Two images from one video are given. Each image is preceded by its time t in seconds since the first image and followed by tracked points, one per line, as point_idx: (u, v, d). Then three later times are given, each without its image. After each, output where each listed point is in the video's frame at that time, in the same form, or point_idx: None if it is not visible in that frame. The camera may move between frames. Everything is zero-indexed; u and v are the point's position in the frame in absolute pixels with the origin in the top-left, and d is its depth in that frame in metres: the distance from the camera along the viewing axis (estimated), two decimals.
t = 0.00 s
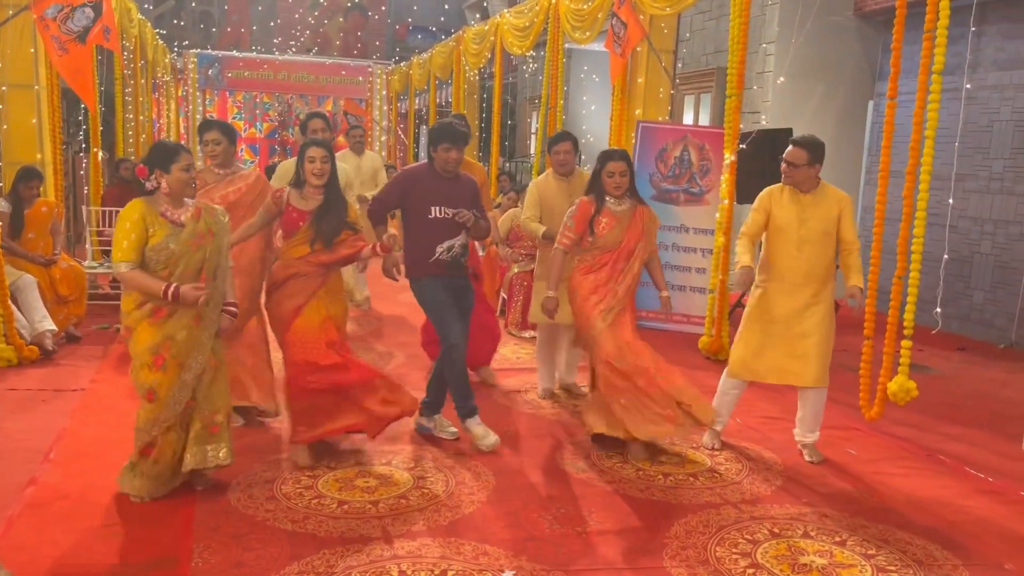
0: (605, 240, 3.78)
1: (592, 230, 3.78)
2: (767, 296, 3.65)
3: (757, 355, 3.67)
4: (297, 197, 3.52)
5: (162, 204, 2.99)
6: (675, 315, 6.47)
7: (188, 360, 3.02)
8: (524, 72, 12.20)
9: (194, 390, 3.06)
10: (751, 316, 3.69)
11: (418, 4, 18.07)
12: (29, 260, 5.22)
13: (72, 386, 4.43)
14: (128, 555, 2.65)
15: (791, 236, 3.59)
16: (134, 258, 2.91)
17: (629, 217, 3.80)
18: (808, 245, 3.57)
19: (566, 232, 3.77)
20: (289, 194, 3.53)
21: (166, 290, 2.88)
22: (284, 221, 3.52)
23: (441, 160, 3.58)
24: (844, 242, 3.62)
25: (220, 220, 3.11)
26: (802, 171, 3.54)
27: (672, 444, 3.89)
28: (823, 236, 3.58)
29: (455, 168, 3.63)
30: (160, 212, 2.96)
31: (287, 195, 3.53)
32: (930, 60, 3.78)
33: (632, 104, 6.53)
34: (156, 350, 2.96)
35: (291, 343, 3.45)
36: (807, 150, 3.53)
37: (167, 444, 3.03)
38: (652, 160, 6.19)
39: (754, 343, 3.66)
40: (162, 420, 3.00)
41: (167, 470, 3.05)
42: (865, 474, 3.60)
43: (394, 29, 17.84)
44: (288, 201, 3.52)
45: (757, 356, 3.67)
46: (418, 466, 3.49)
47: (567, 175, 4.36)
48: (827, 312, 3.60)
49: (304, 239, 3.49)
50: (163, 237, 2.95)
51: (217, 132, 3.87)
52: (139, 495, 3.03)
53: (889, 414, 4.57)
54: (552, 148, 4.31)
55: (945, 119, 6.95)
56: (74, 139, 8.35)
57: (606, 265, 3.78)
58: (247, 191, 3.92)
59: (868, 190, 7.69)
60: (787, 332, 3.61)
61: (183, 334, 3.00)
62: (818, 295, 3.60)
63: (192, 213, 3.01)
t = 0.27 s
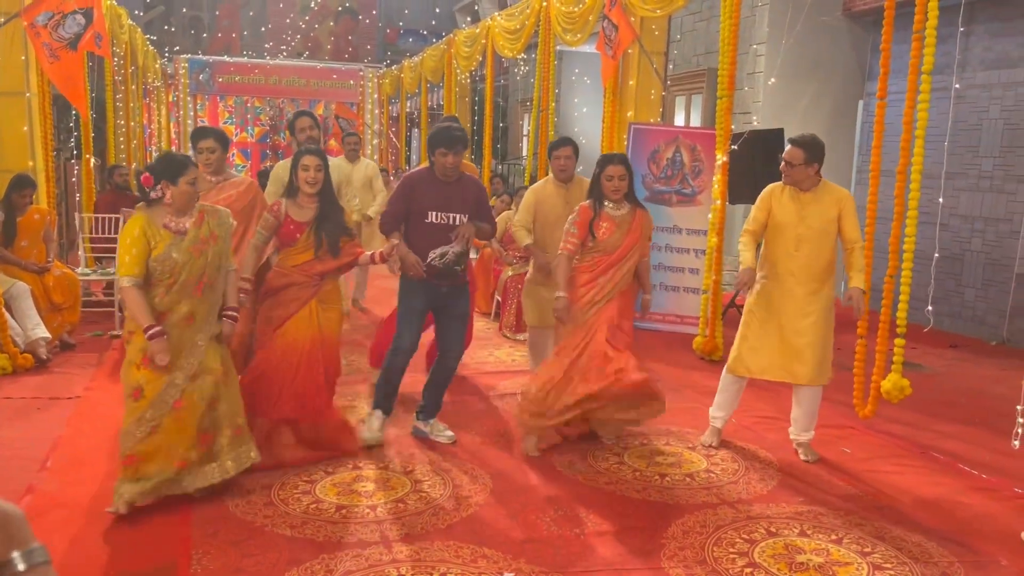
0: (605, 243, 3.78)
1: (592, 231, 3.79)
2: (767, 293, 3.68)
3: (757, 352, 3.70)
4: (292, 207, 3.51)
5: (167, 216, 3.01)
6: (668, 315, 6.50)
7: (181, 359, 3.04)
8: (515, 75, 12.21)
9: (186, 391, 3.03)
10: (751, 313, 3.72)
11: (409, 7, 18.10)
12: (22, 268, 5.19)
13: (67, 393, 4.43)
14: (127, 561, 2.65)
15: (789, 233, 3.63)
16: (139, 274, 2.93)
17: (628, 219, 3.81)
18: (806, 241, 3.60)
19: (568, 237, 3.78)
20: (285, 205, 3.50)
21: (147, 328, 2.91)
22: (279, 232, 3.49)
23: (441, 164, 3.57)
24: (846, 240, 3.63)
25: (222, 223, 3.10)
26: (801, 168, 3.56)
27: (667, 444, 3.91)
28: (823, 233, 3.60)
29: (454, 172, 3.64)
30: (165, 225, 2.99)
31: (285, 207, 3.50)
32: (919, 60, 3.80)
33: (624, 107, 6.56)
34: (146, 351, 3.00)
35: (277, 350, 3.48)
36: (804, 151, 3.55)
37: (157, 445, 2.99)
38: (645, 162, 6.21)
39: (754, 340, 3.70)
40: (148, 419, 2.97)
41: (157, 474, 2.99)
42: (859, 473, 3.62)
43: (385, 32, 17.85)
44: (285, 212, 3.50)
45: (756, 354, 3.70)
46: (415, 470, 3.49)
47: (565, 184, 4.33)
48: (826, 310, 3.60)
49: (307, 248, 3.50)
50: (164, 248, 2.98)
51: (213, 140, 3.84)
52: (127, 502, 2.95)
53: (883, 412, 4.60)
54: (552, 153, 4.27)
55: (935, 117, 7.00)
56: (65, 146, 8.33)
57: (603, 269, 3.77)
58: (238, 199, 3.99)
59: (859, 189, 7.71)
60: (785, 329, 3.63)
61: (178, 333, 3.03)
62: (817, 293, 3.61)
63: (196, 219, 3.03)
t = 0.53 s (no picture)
0: (600, 244, 3.75)
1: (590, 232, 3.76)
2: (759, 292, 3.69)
3: (751, 350, 3.71)
4: (286, 207, 3.48)
5: (171, 216, 3.02)
6: (664, 316, 6.52)
7: (175, 367, 3.03)
8: (510, 77, 12.22)
9: (183, 399, 3.04)
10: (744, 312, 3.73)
11: (403, 10, 18.12)
12: (18, 274, 5.19)
13: (65, 399, 4.42)
14: (127, 567, 2.65)
15: (783, 233, 3.62)
16: (131, 267, 2.96)
17: (623, 222, 3.78)
18: (800, 240, 3.60)
19: (567, 236, 3.74)
20: (280, 204, 3.48)
21: (134, 323, 2.93)
22: (272, 233, 3.45)
23: (441, 168, 3.58)
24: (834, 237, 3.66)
25: (225, 236, 3.15)
26: (793, 169, 3.58)
27: (666, 445, 3.92)
28: (815, 232, 3.61)
29: (454, 175, 3.65)
30: (165, 223, 2.99)
31: (279, 206, 3.48)
32: (913, 60, 3.82)
33: (620, 108, 6.57)
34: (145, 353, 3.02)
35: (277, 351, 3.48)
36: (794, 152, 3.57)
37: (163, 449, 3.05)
38: (640, 163, 6.22)
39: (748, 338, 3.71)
40: (149, 424, 3.02)
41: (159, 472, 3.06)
42: (858, 472, 3.63)
43: (379, 36, 17.85)
44: (279, 211, 3.47)
45: (750, 351, 3.72)
46: (415, 473, 3.50)
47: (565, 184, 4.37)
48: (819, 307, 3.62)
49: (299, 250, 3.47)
50: (160, 245, 2.98)
51: (217, 146, 3.93)
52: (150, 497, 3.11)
53: (880, 412, 4.61)
54: (552, 153, 4.34)
55: (928, 117, 7.03)
56: (60, 151, 8.32)
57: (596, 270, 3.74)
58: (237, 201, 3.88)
59: (854, 189, 7.69)
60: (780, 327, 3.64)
61: (169, 341, 3.02)
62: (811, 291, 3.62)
63: (198, 224, 3.05)
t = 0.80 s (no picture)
0: (594, 253, 3.75)
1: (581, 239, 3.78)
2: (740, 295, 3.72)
3: (738, 354, 3.73)
4: (292, 221, 3.48)
5: (177, 222, 3.05)
6: (665, 319, 6.52)
7: (171, 370, 3.01)
8: (508, 81, 12.25)
9: (176, 402, 3.02)
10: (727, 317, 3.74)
11: (402, 14, 18.13)
12: (18, 280, 5.18)
13: (65, 405, 4.41)
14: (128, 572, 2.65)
15: (757, 235, 3.68)
16: (133, 273, 2.98)
17: (621, 230, 3.76)
18: (774, 241, 3.65)
19: (561, 248, 3.79)
20: (286, 216, 3.48)
21: (123, 317, 2.96)
22: (278, 245, 3.44)
23: (438, 174, 3.59)
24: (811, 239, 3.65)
25: (238, 240, 3.14)
26: (774, 173, 3.60)
27: (667, 448, 3.92)
28: (787, 235, 3.65)
29: (453, 181, 3.65)
30: (170, 228, 3.03)
31: (285, 218, 3.47)
32: (911, 61, 3.83)
33: (618, 111, 6.56)
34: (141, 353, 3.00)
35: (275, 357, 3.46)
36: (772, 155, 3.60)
37: (148, 452, 2.99)
38: (639, 166, 6.22)
39: (733, 343, 3.73)
40: (136, 425, 2.98)
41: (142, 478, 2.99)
42: (859, 473, 3.63)
43: (377, 40, 17.88)
44: (285, 224, 3.47)
45: (736, 356, 3.73)
46: (416, 477, 3.49)
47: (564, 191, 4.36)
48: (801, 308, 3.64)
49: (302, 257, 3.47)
50: (163, 250, 3.00)
51: (219, 150, 3.93)
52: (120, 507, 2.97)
53: (880, 413, 4.62)
54: (549, 162, 4.34)
55: (927, 118, 7.04)
56: (59, 156, 8.31)
57: (597, 280, 3.73)
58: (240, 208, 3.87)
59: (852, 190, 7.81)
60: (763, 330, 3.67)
61: (167, 343, 3.01)
62: (791, 292, 3.65)
63: (206, 229, 3.05)
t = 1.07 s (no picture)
0: (599, 250, 3.73)
1: (587, 242, 3.76)
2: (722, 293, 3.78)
3: (723, 352, 3.79)
4: (298, 223, 3.47)
5: (176, 226, 3.08)
6: (670, 323, 6.51)
7: (172, 377, 3.02)
8: (512, 86, 12.26)
9: (177, 409, 3.02)
10: (710, 315, 3.81)
11: (406, 19, 18.19)
12: (24, 286, 5.19)
13: (70, 411, 4.42)
14: None
15: (741, 234, 3.71)
16: (136, 277, 3.00)
17: (623, 232, 3.74)
18: (756, 240, 3.70)
19: (563, 245, 3.79)
20: (291, 220, 3.46)
21: (131, 330, 2.93)
22: (284, 248, 3.44)
23: (443, 176, 3.59)
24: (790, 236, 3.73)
25: (234, 251, 3.15)
26: (757, 170, 3.65)
27: (672, 452, 3.92)
28: (769, 233, 3.71)
29: (456, 182, 3.66)
30: (169, 232, 3.06)
31: (289, 221, 3.45)
32: (916, 65, 3.83)
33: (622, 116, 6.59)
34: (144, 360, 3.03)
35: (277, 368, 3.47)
36: (760, 154, 3.64)
37: (151, 460, 3.00)
38: (644, 170, 6.21)
39: (718, 340, 3.79)
40: (139, 432, 3.00)
41: (134, 490, 2.97)
42: (865, 478, 3.62)
43: (381, 45, 17.93)
44: (291, 227, 3.46)
45: (723, 354, 3.80)
46: (420, 482, 3.49)
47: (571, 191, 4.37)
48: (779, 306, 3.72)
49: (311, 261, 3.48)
50: (162, 255, 3.03)
51: (226, 153, 3.94)
52: (119, 513, 2.98)
53: (886, 417, 4.60)
54: (555, 161, 4.34)
55: (931, 122, 7.02)
56: (64, 163, 8.35)
57: (602, 279, 3.71)
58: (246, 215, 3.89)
59: (857, 194, 7.65)
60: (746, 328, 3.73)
61: (168, 349, 3.02)
62: (771, 289, 3.73)
63: (202, 237, 3.08)
